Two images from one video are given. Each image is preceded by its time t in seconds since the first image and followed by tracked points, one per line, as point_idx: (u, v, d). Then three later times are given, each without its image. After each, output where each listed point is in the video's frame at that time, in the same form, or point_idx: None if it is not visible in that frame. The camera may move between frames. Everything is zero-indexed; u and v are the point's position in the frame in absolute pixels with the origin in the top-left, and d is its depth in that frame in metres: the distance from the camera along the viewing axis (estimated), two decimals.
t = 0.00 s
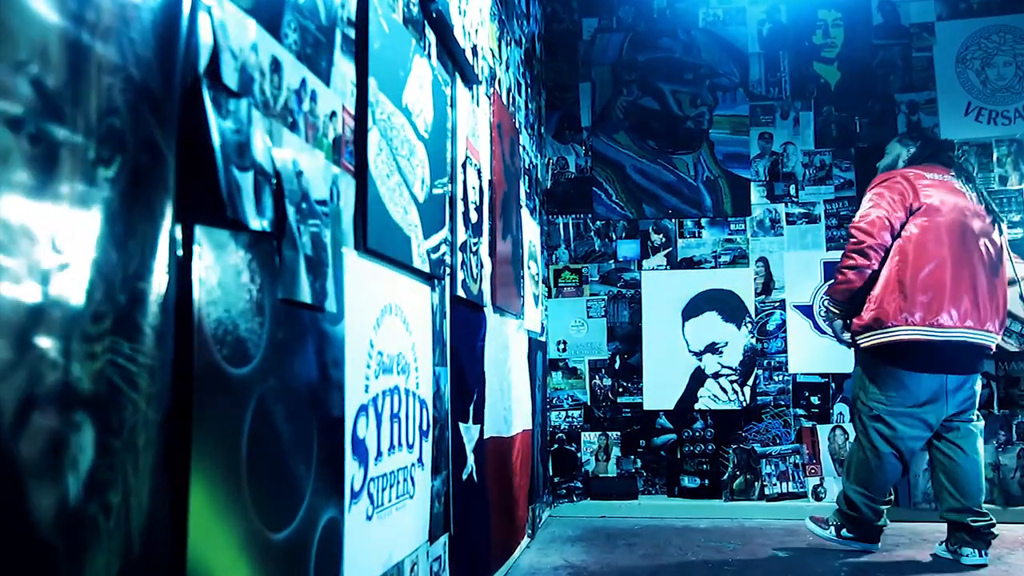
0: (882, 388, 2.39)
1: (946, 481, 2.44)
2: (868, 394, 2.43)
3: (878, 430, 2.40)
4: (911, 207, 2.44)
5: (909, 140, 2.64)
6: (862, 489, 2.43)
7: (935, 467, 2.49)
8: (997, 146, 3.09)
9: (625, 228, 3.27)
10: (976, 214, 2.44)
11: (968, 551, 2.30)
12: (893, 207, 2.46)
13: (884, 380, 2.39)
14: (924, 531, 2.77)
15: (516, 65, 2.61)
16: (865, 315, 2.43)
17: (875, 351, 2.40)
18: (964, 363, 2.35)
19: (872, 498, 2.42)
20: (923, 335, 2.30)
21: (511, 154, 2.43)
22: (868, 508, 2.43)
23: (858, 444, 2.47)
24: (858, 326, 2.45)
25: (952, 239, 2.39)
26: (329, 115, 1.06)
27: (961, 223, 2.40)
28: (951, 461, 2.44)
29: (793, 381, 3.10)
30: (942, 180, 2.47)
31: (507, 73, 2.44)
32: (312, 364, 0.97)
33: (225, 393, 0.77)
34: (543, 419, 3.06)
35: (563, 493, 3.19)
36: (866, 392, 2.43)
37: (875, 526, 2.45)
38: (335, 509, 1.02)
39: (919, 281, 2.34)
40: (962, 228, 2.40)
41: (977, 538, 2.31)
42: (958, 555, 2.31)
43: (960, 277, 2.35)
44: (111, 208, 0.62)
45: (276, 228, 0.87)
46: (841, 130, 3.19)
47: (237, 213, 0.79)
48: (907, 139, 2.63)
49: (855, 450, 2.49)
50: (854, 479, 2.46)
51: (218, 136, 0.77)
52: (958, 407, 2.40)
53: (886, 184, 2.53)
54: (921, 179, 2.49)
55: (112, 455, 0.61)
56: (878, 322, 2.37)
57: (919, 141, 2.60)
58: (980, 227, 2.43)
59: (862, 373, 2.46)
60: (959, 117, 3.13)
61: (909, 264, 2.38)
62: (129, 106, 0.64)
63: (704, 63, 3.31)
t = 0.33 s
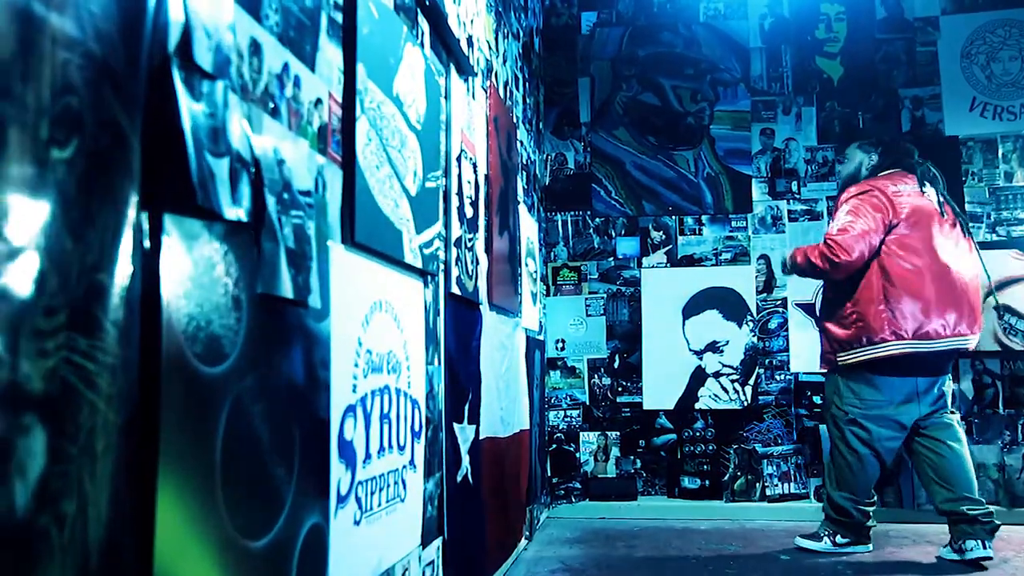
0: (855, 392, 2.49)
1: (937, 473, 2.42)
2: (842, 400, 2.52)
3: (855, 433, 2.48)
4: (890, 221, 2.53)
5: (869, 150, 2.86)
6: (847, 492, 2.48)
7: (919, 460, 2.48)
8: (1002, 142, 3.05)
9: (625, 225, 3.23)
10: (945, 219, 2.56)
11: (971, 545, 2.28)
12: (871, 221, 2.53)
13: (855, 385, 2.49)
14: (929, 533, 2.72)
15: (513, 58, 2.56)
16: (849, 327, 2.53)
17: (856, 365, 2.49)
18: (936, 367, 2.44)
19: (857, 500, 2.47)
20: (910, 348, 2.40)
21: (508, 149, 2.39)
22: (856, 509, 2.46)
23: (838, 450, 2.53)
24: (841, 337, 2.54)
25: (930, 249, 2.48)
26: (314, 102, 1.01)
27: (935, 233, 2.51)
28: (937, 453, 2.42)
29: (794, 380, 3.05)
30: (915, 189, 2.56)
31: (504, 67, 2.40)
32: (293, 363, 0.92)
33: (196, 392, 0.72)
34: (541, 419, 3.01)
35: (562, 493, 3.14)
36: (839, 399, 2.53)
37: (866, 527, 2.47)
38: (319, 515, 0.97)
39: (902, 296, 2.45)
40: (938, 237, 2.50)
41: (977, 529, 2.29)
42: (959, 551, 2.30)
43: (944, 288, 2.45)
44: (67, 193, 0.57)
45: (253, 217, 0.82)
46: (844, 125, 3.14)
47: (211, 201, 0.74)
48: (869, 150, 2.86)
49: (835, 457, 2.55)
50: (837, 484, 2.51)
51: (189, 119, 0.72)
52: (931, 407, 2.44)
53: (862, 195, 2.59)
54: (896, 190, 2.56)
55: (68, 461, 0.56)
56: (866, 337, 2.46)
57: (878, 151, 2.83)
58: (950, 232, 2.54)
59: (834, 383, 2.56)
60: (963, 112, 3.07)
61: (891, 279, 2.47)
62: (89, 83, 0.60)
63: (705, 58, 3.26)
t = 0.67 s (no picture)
0: (848, 390, 2.45)
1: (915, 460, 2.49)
2: (834, 399, 2.47)
3: (854, 433, 2.44)
4: (848, 205, 2.51)
5: (843, 139, 2.70)
6: (851, 494, 2.44)
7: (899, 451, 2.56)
8: (1006, 138, 3.00)
9: (623, 222, 3.18)
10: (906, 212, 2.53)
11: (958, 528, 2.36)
12: (827, 199, 2.52)
13: (848, 383, 2.45)
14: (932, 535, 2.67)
15: (510, 52, 2.51)
16: (801, 307, 2.55)
17: (813, 348, 2.52)
18: (899, 358, 2.44)
19: (861, 501, 2.43)
20: (864, 335, 2.40)
21: (505, 144, 2.34)
22: (860, 511, 2.42)
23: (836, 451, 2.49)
24: (794, 317, 2.57)
25: (887, 239, 2.47)
26: (298, 88, 0.97)
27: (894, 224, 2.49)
28: (908, 441, 2.50)
29: (796, 379, 3.00)
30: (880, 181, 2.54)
31: (501, 60, 2.35)
32: (274, 361, 0.87)
33: (166, 392, 0.67)
34: (538, 419, 2.97)
35: (560, 495, 3.10)
36: (831, 399, 2.48)
37: (869, 528, 2.42)
38: (303, 521, 0.93)
39: (855, 281, 2.44)
40: (896, 229, 2.48)
41: (960, 510, 2.36)
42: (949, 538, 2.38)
43: (898, 280, 2.43)
44: (16, 177, 0.52)
45: (229, 206, 0.78)
46: (846, 120, 3.10)
47: (182, 188, 0.70)
48: (844, 137, 2.69)
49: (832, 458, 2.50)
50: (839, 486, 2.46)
51: (158, 102, 0.67)
52: (908, 399, 2.48)
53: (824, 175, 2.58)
54: (859, 178, 2.55)
55: (18, 466, 0.52)
56: (818, 320, 2.48)
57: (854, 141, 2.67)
58: (911, 224, 2.52)
59: (822, 382, 2.51)
60: (967, 108, 3.03)
61: (844, 264, 2.47)
62: (43, 57, 0.55)
63: (705, 53, 3.21)
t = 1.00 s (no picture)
0: (853, 388, 2.40)
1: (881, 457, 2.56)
2: (839, 398, 2.42)
3: (859, 432, 2.38)
4: (846, 199, 2.47)
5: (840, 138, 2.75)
6: (857, 495, 2.37)
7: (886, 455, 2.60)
8: (1012, 134, 2.95)
9: (623, 220, 3.14)
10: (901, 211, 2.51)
11: (909, 533, 2.49)
12: (824, 192, 2.49)
13: (854, 381, 2.41)
14: (937, 538, 2.63)
15: (507, 46, 2.47)
16: (797, 300, 2.50)
17: (808, 342, 2.47)
18: (891, 355, 2.43)
19: (867, 503, 2.37)
20: (863, 330, 2.36)
21: (502, 139, 2.30)
22: (868, 512, 2.36)
23: (839, 453, 2.42)
24: (789, 311, 2.52)
25: (884, 236, 2.44)
26: (281, 75, 0.92)
27: (890, 222, 2.46)
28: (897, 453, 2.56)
29: (799, 379, 2.96)
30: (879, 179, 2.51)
31: (498, 54, 2.31)
32: (255, 359, 0.83)
33: (131, 388, 0.63)
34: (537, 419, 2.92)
35: (558, 496, 3.06)
36: (835, 398, 2.42)
37: (872, 531, 2.38)
38: (285, 527, 0.88)
39: (853, 275, 2.39)
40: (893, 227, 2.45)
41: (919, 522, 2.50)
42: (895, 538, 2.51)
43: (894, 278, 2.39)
44: None
45: (204, 195, 0.73)
46: (849, 116, 3.05)
47: (150, 175, 0.65)
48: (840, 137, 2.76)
49: (835, 460, 2.43)
50: (845, 488, 2.39)
51: (122, 81, 0.63)
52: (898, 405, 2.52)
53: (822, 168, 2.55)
54: (858, 173, 2.50)
55: None
56: (815, 313, 2.43)
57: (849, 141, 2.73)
58: (905, 223, 2.50)
59: (824, 382, 2.45)
60: (972, 104, 2.98)
61: (842, 258, 2.43)
62: None
63: (706, 48, 3.17)
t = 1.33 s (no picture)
0: (864, 386, 2.35)
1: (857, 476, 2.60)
2: (849, 395, 2.35)
3: (868, 430, 2.33)
4: (879, 196, 2.44)
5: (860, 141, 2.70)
6: (861, 496, 2.32)
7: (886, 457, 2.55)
8: (1018, 130, 2.91)
9: (622, 217, 3.09)
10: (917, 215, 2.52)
11: (910, 539, 2.44)
12: (859, 190, 2.44)
13: (866, 378, 2.35)
14: (942, 541, 2.59)
15: (505, 40, 2.42)
16: (822, 296, 2.40)
17: (825, 339, 2.39)
18: (899, 357, 2.41)
19: (870, 504, 2.32)
20: (887, 331, 2.31)
21: (499, 135, 2.25)
22: (872, 513, 2.31)
23: (843, 450, 2.36)
24: (813, 308, 2.42)
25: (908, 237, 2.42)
26: (262, 59, 0.88)
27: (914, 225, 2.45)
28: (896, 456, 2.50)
29: (801, 379, 2.91)
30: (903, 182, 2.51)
31: (495, 47, 2.26)
32: (232, 357, 0.78)
33: (90, 386, 0.58)
34: (535, 419, 2.88)
35: (556, 497, 3.01)
36: (845, 394, 2.36)
37: (875, 533, 2.33)
38: (264, 535, 0.83)
39: (884, 274, 2.35)
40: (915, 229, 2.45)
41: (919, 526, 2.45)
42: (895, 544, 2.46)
43: (916, 279, 2.39)
44: None
45: (174, 182, 0.69)
46: (852, 112, 3.00)
47: (112, 158, 0.61)
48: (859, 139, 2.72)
49: (838, 458, 2.37)
50: (849, 487, 2.34)
51: (80, 56, 0.58)
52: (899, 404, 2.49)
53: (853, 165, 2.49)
54: (888, 174, 2.49)
55: None
56: (840, 311, 2.35)
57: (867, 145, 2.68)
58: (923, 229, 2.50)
59: (834, 377, 2.38)
60: (977, 100, 2.94)
61: (872, 254, 2.38)
62: None
63: (707, 43, 3.13)
